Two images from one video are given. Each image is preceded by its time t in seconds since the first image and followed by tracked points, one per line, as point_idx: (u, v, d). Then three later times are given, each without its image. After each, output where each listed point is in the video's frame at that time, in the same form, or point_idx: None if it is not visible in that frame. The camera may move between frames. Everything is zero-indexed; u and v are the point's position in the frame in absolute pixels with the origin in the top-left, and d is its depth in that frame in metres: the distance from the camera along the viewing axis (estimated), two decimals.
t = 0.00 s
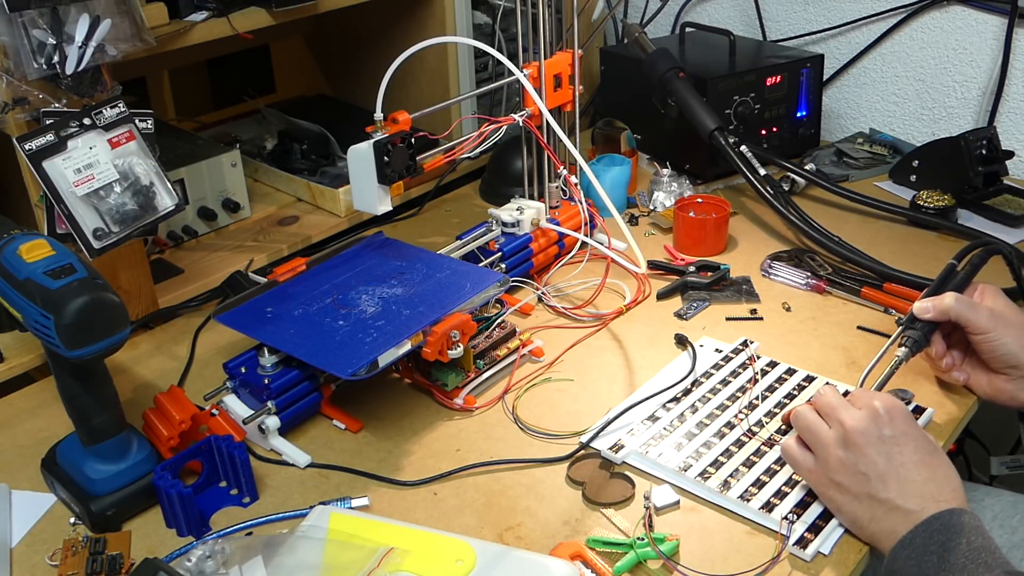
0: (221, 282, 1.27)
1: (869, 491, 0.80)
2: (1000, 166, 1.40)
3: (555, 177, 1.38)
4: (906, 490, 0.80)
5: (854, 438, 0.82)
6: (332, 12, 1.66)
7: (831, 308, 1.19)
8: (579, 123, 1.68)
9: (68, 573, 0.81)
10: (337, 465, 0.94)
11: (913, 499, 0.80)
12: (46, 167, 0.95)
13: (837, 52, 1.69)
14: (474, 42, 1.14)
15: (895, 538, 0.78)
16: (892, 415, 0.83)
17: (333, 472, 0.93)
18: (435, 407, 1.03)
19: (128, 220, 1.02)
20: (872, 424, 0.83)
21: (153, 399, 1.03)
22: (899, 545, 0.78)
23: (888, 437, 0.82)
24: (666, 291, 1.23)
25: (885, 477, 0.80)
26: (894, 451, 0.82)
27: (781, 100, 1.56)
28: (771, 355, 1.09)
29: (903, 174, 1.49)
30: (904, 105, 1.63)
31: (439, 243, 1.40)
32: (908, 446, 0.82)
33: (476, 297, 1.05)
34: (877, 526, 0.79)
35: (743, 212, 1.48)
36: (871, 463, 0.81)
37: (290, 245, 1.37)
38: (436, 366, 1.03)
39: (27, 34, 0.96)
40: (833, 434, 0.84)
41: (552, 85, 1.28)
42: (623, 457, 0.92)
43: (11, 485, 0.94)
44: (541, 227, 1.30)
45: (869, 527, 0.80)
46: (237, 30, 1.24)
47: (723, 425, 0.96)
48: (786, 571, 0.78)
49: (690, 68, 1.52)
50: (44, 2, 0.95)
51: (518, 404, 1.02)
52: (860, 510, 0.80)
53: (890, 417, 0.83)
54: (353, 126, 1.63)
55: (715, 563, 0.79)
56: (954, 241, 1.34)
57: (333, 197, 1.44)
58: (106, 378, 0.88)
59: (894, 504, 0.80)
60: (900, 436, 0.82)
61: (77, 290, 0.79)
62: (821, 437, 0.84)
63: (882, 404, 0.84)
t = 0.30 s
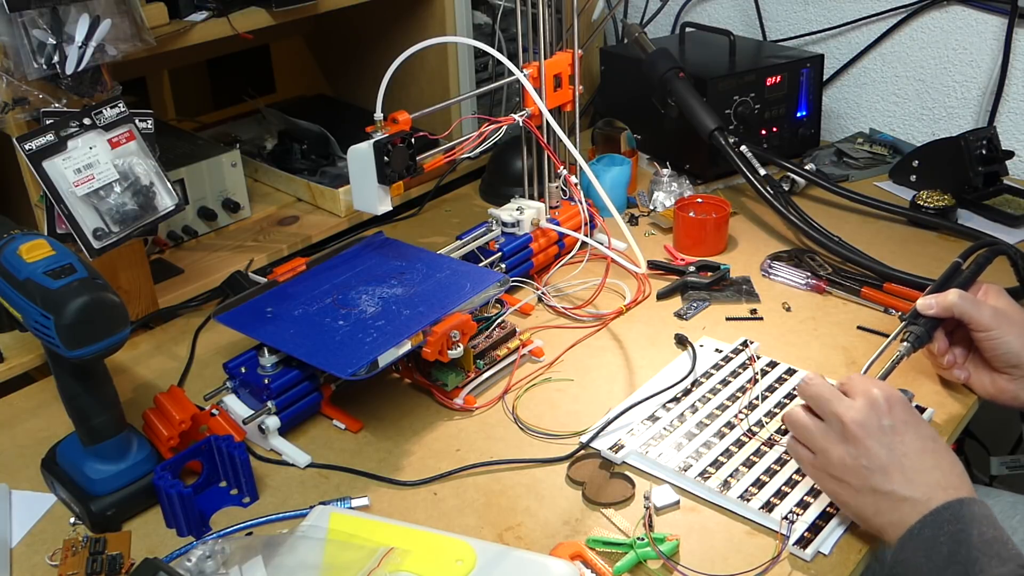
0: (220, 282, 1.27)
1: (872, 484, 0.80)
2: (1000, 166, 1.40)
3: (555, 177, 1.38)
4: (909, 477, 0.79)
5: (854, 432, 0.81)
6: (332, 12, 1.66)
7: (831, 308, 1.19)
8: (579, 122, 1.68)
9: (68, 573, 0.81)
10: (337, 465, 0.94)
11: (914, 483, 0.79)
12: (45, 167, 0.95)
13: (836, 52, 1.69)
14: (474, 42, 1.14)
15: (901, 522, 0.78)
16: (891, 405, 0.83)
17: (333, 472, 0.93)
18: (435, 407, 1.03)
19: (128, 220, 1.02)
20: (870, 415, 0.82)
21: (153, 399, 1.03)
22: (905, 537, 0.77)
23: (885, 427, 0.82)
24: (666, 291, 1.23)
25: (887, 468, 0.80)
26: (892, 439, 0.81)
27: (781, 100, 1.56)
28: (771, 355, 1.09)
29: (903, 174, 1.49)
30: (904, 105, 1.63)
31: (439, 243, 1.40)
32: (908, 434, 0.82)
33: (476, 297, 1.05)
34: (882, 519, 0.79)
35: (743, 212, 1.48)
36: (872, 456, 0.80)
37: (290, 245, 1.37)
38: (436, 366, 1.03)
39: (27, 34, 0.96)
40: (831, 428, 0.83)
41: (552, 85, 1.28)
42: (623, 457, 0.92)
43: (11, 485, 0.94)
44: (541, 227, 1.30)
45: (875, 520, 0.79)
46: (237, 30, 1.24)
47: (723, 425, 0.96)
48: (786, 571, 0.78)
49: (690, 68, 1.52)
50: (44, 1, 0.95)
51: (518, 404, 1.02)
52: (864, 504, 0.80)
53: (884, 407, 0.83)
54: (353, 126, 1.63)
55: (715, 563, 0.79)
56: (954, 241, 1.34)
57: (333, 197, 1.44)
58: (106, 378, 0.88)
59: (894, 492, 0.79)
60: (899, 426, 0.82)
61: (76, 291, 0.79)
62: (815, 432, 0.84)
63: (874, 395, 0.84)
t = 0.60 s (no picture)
0: (220, 282, 1.27)
1: (859, 513, 0.77)
2: (1000, 166, 1.40)
3: (556, 177, 1.38)
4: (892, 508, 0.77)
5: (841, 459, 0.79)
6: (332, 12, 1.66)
7: (831, 308, 1.19)
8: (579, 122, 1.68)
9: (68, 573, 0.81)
10: (337, 465, 0.94)
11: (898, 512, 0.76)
12: (45, 167, 0.95)
13: (837, 52, 1.69)
14: (473, 42, 1.14)
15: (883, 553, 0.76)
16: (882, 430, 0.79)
17: (332, 472, 0.93)
18: (435, 407, 1.03)
19: (128, 220, 1.02)
20: (862, 440, 0.79)
21: (153, 399, 1.03)
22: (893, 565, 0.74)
23: (874, 455, 0.78)
24: (666, 291, 1.23)
25: (874, 496, 0.77)
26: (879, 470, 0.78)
27: (781, 100, 1.56)
28: (771, 355, 1.09)
29: (903, 174, 1.49)
30: (904, 105, 1.63)
31: (439, 243, 1.40)
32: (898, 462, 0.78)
33: (476, 297, 1.05)
34: (869, 549, 0.76)
35: (743, 212, 1.48)
36: (861, 483, 0.78)
37: (290, 245, 1.37)
38: (436, 366, 1.03)
39: (27, 34, 0.96)
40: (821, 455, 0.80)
41: (552, 85, 1.28)
42: (623, 457, 0.92)
43: (12, 485, 0.94)
44: (541, 227, 1.30)
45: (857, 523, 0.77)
46: (237, 30, 1.24)
47: (723, 425, 0.96)
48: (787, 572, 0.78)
49: (690, 68, 1.52)
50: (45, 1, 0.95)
51: (518, 404, 1.02)
52: (850, 532, 0.77)
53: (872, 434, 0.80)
54: (353, 126, 1.63)
55: (715, 563, 0.79)
56: (954, 241, 1.34)
57: (333, 197, 1.44)
58: (106, 378, 0.88)
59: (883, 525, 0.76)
60: (890, 454, 0.78)
61: (76, 291, 0.79)
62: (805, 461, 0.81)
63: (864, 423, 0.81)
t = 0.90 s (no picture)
0: (220, 282, 1.27)
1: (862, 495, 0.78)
2: (1000, 166, 1.40)
3: (556, 177, 1.38)
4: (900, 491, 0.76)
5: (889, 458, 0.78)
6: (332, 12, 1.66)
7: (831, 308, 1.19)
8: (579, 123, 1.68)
9: (68, 573, 0.81)
10: (337, 465, 0.94)
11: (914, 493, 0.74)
12: (45, 167, 0.95)
13: (837, 52, 1.69)
14: (474, 42, 1.14)
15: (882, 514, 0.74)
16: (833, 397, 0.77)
17: (332, 472, 0.93)
18: (435, 407, 1.03)
19: (128, 220, 1.02)
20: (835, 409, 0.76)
21: (153, 400, 1.03)
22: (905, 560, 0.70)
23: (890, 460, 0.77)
24: (666, 291, 1.23)
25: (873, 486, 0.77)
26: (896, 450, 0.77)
27: (781, 100, 1.56)
28: (771, 355, 1.09)
29: (903, 174, 1.49)
30: (904, 105, 1.63)
31: (439, 243, 1.40)
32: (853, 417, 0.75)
33: (476, 297, 1.05)
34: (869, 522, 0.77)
35: (743, 212, 1.48)
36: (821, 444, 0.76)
37: (290, 245, 1.37)
38: (436, 366, 1.03)
39: (27, 34, 0.96)
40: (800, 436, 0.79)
41: (552, 85, 1.28)
42: (623, 457, 0.92)
43: (11, 485, 0.94)
44: (541, 227, 1.30)
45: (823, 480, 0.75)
46: (237, 30, 1.24)
47: (723, 425, 0.96)
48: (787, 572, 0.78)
49: (690, 68, 1.52)
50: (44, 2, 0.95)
51: (518, 404, 1.02)
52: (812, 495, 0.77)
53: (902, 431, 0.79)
54: (353, 126, 1.63)
55: (715, 563, 0.79)
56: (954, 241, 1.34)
57: (333, 197, 1.44)
58: (106, 378, 0.88)
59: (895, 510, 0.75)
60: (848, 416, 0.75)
61: (76, 291, 0.79)
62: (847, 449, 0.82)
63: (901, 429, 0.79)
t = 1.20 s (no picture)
0: (220, 282, 1.27)
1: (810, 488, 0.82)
2: (1000, 166, 1.40)
3: (556, 177, 1.38)
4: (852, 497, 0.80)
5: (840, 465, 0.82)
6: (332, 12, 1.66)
7: (831, 308, 1.19)
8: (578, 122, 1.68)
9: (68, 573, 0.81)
10: (337, 465, 0.94)
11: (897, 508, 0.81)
12: (46, 167, 0.95)
13: (837, 52, 1.69)
14: (473, 41, 1.14)
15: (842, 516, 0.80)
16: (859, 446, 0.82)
17: (332, 472, 0.93)
18: (435, 407, 1.03)
19: (128, 220, 1.02)
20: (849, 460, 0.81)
21: (153, 399, 1.03)
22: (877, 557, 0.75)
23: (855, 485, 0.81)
24: (666, 291, 1.23)
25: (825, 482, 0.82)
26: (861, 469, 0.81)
27: (781, 100, 1.56)
28: (770, 355, 1.09)
29: (903, 174, 1.49)
30: (904, 105, 1.63)
31: (439, 243, 1.40)
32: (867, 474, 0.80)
33: (475, 297, 1.05)
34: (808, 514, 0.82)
35: (743, 212, 1.48)
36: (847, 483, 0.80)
37: (290, 245, 1.37)
38: (436, 366, 1.03)
39: (27, 34, 0.96)
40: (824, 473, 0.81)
41: (552, 85, 1.28)
42: (623, 457, 0.92)
43: (12, 485, 0.94)
44: (541, 227, 1.30)
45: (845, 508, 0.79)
46: (237, 30, 1.24)
47: (723, 425, 0.96)
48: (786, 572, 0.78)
49: (690, 68, 1.52)
50: (44, 1, 0.95)
51: (518, 404, 1.02)
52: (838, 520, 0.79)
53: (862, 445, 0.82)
54: (353, 126, 1.63)
55: (715, 563, 0.79)
56: (954, 241, 1.34)
57: (333, 197, 1.44)
58: (106, 378, 0.88)
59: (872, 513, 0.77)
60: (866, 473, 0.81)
61: (76, 291, 0.79)
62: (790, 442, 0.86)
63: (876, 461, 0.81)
